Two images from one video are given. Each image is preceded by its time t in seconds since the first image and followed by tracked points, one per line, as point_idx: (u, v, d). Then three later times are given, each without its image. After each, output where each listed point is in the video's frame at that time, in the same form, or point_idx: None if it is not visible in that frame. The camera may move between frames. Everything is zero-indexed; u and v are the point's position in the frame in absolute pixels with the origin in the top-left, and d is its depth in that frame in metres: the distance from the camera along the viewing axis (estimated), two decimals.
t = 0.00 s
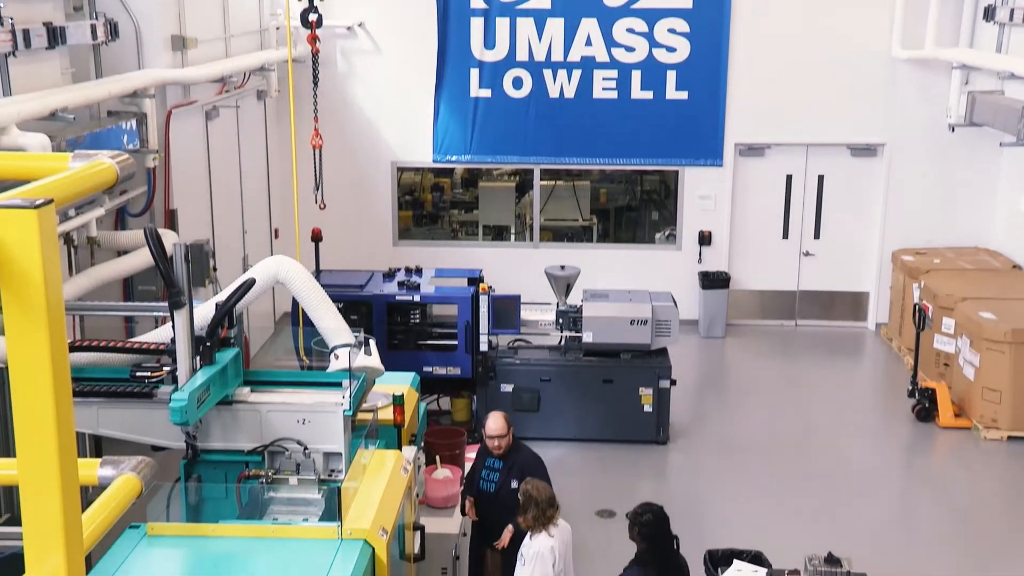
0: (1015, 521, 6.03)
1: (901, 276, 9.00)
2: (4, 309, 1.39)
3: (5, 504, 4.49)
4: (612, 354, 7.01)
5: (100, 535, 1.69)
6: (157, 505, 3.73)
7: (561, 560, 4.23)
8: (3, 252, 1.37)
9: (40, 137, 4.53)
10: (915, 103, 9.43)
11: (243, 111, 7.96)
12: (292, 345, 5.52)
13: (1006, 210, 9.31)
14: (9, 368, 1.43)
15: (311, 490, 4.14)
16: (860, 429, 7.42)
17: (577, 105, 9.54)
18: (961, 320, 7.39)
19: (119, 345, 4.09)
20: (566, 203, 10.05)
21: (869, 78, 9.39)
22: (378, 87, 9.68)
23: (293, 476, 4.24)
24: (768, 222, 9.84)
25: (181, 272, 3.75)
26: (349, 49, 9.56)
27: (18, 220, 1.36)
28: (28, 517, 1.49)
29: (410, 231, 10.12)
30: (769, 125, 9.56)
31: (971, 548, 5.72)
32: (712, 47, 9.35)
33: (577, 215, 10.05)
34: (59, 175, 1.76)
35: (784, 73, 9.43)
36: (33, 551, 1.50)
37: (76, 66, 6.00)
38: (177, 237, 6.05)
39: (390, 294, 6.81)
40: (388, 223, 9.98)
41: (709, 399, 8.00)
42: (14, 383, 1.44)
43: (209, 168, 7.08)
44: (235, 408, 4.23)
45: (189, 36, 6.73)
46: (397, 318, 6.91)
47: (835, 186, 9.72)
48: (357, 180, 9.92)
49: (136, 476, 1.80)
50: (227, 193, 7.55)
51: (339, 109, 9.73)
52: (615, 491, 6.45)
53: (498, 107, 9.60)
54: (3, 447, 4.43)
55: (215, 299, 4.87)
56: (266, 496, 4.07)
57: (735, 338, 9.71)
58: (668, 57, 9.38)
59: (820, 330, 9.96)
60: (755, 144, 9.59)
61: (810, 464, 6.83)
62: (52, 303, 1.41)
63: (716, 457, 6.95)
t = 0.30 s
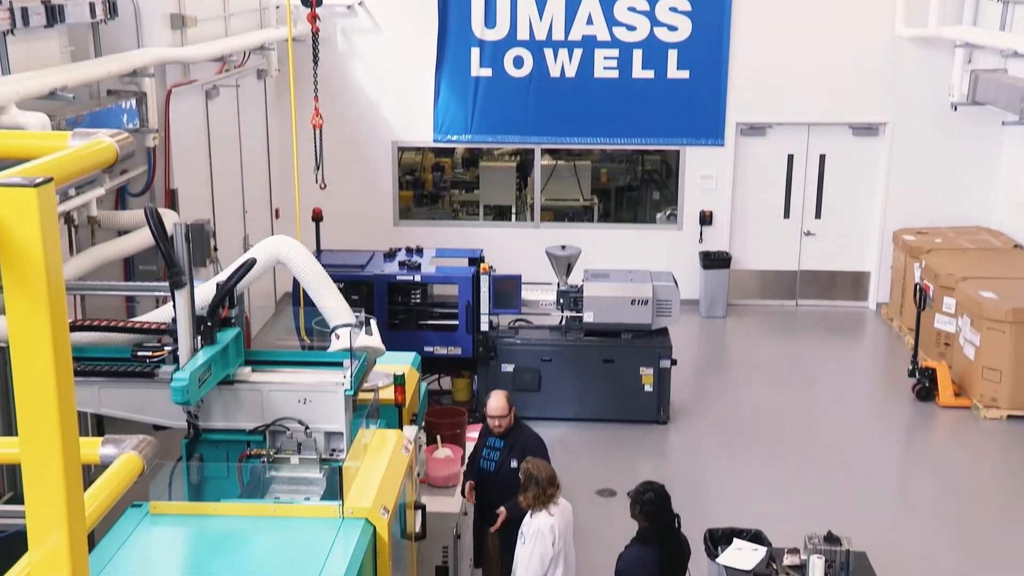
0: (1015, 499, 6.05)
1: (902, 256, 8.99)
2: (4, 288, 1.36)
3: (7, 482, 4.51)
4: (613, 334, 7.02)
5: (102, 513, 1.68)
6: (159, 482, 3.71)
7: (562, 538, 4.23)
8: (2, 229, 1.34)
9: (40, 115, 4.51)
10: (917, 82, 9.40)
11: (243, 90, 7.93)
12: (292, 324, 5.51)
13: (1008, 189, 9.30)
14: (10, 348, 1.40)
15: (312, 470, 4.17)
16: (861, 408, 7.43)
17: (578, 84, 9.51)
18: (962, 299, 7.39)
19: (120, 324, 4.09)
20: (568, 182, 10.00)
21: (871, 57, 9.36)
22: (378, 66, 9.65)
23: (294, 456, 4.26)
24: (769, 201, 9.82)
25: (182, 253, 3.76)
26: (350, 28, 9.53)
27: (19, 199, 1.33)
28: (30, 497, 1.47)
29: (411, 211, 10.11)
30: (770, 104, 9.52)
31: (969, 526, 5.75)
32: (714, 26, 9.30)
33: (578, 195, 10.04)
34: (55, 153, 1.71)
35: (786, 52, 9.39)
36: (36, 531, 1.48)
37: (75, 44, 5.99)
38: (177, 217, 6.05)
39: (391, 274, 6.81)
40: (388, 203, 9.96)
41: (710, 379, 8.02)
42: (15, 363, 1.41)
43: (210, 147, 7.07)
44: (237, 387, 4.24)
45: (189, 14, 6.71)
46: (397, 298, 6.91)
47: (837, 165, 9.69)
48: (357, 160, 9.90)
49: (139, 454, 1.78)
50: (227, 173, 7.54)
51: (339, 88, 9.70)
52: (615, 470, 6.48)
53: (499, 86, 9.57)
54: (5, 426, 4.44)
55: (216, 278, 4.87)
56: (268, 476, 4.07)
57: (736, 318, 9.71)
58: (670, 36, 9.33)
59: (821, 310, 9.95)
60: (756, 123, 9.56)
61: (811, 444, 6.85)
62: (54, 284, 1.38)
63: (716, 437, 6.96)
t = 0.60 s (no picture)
0: (1015, 479, 6.07)
1: (904, 236, 8.98)
2: (7, 270, 1.38)
3: (10, 460, 4.52)
4: (615, 315, 7.03)
5: (106, 492, 1.69)
6: (162, 462, 3.75)
7: (563, 517, 4.22)
8: (4, 211, 1.34)
9: (40, 95, 4.49)
10: (921, 61, 9.36)
11: (244, 70, 7.91)
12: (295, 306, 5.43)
13: (1012, 169, 9.27)
14: (14, 330, 1.41)
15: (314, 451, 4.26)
16: (862, 388, 7.44)
17: (579, 65, 9.47)
18: (964, 280, 7.40)
19: (121, 304, 4.08)
20: (569, 163, 10.05)
21: (875, 36, 9.31)
22: (380, 46, 9.61)
23: (296, 436, 4.26)
24: (772, 182, 9.80)
25: (183, 233, 3.75)
26: (351, 7, 9.49)
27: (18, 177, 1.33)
28: (34, 479, 1.48)
29: (412, 191, 10.11)
30: (773, 83, 9.48)
31: (969, 506, 5.76)
32: (717, 5, 9.25)
33: (580, 175, 10.07)
34: (57, 133, 1.71)
35: (789, 31, 9.35)
36: (39, 511, 1.49)
37: (75, 23, 5.97)
38: (179, 197, 6.04)
39: (393, 255, 6.80)
40: (390, 183, 9.95)
41: (711, 359, 8.02)
42: (18, 344, 1.42)
43: (211, 127, 7.05)
44: (239, 367, 4.24)
45: None
46: (399, 279, 6.92)
47: (839, 145, 9.66)
48: (359, 141, 9.87)
49: (141, 434, 1.80)
50: (228, 153, 7.52)
51: (341, 68, 9.67)
52: (616, 450, 6.49)
53: (500, 66, 9.53)
54: (7, 405, 4.45)
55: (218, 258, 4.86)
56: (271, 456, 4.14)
57: (738, 299, 9.70)
58: (672, 15, 9.29)
59: (823, 291, 9.95)
60: (759, 103, 9.53)
61: (812, 424, 6.86)
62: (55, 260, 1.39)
63: (718, 417, 6.98)
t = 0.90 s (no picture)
0: (1017, 459, 6.08)
1: (908, 217, 8.96)
2: (8, 247, 1.37)
3: (15, 439, 4.55)
4: (618, 296, 7.04)
5: (109, 471, 1.70)
6: (166, 444, 3.71)
7: (566, 498, 4.23)
8: (5, 188, 1.34)
9: (41, 75, 4.48)
10: (926, 40, 9.31)
11: (246, 50, 7.89)
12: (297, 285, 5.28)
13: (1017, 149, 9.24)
14: (16, 309, 1.41)
15: (318, 431, 4.24)
16: (865, 369, 7.45)
17: (582, 45, 9.43)
18: (967, 260, 7.39)
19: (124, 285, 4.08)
20: (572, 143, 9.97)
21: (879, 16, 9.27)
22: (382, 26, 9.57)
23: (300, 417, 4.27)
24: (775, 162, 9.78)
25: (185, 213, 3.75)
26: None
27: (20, 154, 1.33)
28: (37, 457, 1.48)
29: (415, 172, 10.09)
30: (777, 63, 9.44)
31: (971, 487, 5.77)
32: None
33: (584, 155, 10.00)
34: (58, 113, 1.69)
35: (792, 11, 9.29)
36: (44, 489, 1.49)
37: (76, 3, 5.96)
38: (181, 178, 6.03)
39: (396, 236, 6.80)
40: (393, 164, 9.93)
41: (714, 340, 8.03)
42: (20, 323, 1.41)
43: (213, 107, 7.04)
44: (242, 348, 4.24)
45: None
46: (401, 260, 6.89)
47: (843, 126, 9.63)
48: (361, 121, 9.85)
49: (144, 415, 1.80)
50: (231, 133, 7.51)
51: (343, 48, 9.63)
52: (618, 431, 6.51)
53: (503, 46, 9.49)
54: (11, 385, 4.46)
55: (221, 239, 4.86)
56: (274, 437, 4.13)
57: (741, 280, 9.70)
58: None
59: (827, 272, 9.94)
60: (763, 83, 9.49)
61: (814, 405, 6.87)
62: (58, 237, 1.39)
63: (720, 397, 6.99)
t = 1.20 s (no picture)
0: (1019, 440, 6.08)
1: (912, 197, 8.93)
2: (11, 228, 1.37)
3: (20, 419, 4.56)
4: (620, 278, 7.03)
5: (115, 450, 1.71)
6: (169, 425, 3.75)
7: (569, 479, 4.22)
8: (7, 168, 1.34)
9: (42, 54, 4.46)
10: (931, 20, 9.26)
11: (248, 30, 7.86)
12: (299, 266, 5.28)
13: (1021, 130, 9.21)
14: (20, 291, 1.41)
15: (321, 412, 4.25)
16: (868, 350, 7.44)
17: (586, 26, 9.39)
18: (971, 241, 7.37)
19: (126, 266, 4.07)
20: (576, 124, 10.00)
21: None
22: (385, 6, 9.53)
23: (303, 398, 4.27)
24: (779, 143, 9.74)
25: (188, 194, 3.74)
26: None
27: (23, 135, 1.33)
28: (40, 435, 1.48)
29: (417, 154, 10.08)
30: (781, 43, 9.39)
31: (973, 468, 5.78)
32: None
33: (586, 136, 10.03)
34: (60, 92, 1.68)
35: None
36: (47, 470, 1.50)
37: None
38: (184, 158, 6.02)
39: (398, 218, 6.79)
40: (395, 145, 9.91)
41: (717, 322, 8.02)
42: (23, 305, 1.41)
43: (215, 87, 7.02)
44: (245, 329, 4.25)
45: None
46: (405, 242, 6.95)
47: (847, 106, 9.60)
48: (364, 102, 9.82)
49: (147, 396, 1.81)
50: (232, 113, 7.49)
51: (345, 28, 9.59)
52: (621, 412, 6.52)
53: (506, 26, 9.44)
54: (14, 365, 4.47)
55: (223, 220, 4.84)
56: (277, 417, 4.15)
57: (744, 261, 9.69)
58: None
59: (830, 253, 9.93)
60: (766, 64, 9.45)
61: (817, 386, 6.87)
62: (60, 219, 1.39)
63: (723, 378, 7.00)
